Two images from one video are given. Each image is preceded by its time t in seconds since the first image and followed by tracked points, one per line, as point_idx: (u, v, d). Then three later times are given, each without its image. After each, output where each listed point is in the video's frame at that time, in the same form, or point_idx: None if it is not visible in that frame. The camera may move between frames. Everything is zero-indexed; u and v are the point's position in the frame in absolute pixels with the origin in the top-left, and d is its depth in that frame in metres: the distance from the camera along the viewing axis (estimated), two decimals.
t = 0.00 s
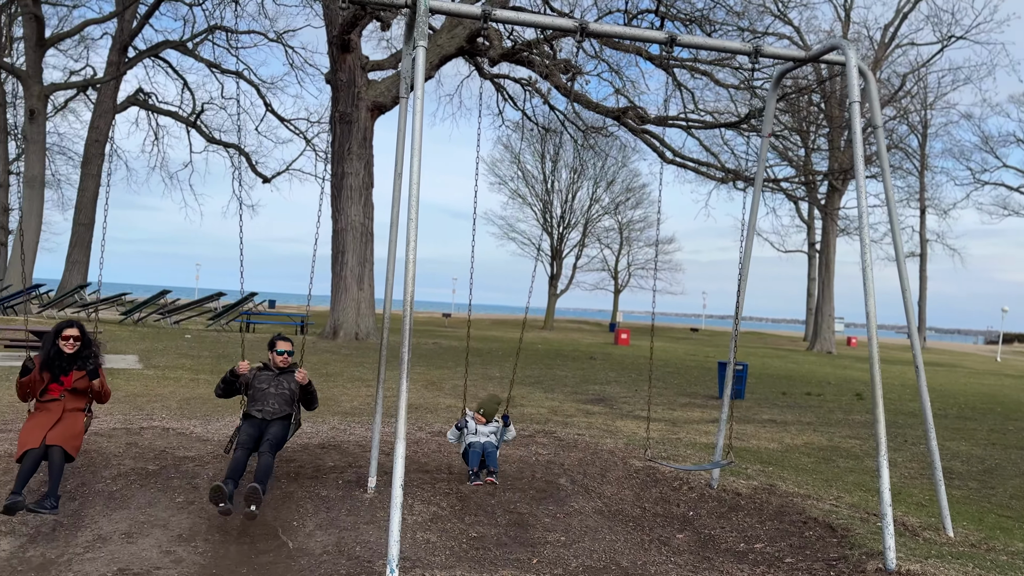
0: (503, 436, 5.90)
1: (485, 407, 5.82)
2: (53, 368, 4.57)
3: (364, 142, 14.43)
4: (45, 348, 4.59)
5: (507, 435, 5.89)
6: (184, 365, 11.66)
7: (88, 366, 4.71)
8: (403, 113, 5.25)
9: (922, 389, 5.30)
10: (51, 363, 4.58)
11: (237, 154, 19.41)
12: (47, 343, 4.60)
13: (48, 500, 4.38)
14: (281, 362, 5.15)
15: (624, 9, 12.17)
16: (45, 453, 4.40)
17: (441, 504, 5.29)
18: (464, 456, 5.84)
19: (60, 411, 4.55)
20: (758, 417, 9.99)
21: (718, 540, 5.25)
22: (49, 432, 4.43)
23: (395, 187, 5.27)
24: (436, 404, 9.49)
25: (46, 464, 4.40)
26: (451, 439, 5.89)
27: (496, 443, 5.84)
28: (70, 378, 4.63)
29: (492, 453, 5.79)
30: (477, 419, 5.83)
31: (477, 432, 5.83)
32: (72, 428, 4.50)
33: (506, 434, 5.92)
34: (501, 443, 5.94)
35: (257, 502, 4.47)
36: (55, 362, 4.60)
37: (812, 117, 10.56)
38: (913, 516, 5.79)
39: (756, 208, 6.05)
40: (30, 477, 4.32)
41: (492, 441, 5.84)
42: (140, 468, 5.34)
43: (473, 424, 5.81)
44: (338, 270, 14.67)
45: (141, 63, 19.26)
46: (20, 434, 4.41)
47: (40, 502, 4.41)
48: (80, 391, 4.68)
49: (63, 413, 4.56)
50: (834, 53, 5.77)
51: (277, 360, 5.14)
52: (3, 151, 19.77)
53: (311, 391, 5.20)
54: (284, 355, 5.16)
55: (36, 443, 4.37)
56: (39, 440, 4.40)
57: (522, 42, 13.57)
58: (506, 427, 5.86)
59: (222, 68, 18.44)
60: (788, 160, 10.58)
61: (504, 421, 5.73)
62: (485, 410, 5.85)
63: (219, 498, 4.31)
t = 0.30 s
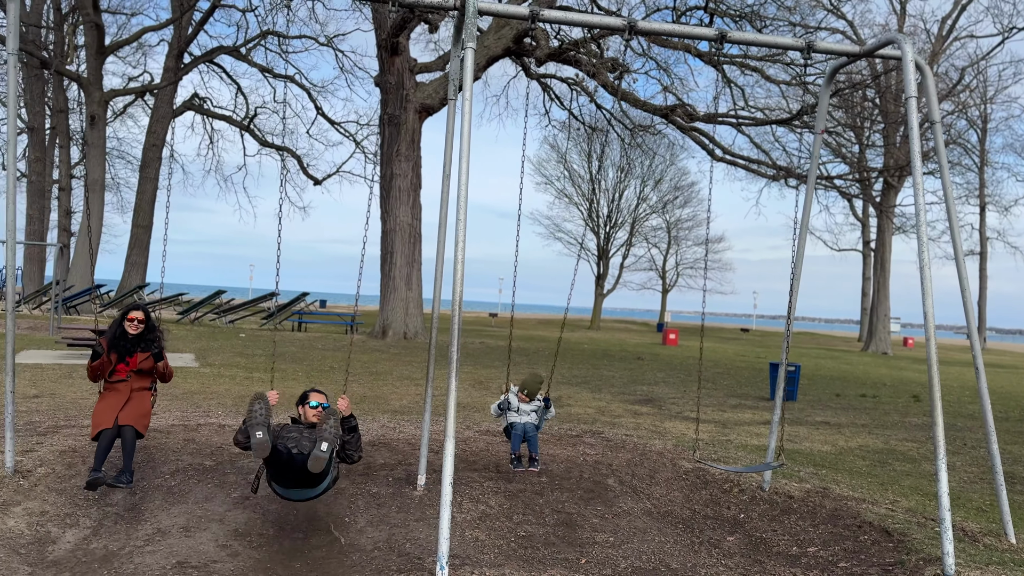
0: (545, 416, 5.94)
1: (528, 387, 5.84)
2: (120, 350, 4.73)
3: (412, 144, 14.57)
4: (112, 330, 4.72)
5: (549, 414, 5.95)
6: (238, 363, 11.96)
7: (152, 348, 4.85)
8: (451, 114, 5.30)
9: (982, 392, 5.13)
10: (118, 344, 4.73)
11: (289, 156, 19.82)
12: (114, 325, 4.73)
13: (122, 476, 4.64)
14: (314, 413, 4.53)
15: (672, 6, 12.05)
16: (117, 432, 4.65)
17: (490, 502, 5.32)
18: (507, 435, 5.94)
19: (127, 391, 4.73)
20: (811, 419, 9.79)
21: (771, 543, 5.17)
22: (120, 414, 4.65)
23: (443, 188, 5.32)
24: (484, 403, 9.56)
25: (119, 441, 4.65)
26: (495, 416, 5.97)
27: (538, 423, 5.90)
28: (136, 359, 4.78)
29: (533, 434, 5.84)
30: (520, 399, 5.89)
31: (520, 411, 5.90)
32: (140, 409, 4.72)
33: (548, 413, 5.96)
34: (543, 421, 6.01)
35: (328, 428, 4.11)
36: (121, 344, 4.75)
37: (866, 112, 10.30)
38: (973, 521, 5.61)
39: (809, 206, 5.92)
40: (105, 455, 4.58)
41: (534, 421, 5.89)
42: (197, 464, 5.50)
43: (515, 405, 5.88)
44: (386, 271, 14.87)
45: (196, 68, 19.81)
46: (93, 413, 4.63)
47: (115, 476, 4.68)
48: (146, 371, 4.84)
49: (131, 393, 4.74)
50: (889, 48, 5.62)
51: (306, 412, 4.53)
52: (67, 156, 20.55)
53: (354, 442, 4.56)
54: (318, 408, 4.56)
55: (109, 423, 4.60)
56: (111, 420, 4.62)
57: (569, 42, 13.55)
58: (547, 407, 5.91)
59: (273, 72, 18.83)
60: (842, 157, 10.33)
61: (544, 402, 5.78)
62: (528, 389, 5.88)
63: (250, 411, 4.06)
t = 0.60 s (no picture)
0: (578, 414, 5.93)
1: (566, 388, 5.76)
2: (158, 354, 4.80)
3: (445, 145, 14.67)
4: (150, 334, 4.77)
5: (582, 411, 5.93)
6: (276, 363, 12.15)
7: (190, 350, 4.92)
8: (484, 114, 5.33)
9: None
10: (156, 349, 4.80)
11: (324, 158, 20.06)
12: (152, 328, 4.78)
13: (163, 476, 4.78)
14: (334, 367, 4.34)
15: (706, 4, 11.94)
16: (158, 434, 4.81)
17: (523, 502, 5.34)
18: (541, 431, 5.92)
19: (167, 394, 4.85)
20: (849, 420, 9.63)
21: (808, 545, 5.10)
22: (160, 416, 4.80)
23: (476, 189, 5.36)
24: (517, 403, 9.59)
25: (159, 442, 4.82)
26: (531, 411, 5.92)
27: (571, 421, 5.89)
28: (174, 362, 4.86)
29: (567, 434, 5.84)
30: (556, 397, 5.85)
31: (555, 409, 5.87)
32: (179, 412, 4.86)
33: (580, 411, 5.95)
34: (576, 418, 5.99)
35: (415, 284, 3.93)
36: (159, 347, 4.81)
37: (906, 108, 10.09)
38: (1019, 526, 5.46)
39: (847, 205, 5.83)
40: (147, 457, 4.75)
41: (569, 419, 5.89)
42: (236, 461, 5.60)
43: (551, 403, 5.84)
44: (420, 271, 14.97)
45: (234, 72, 20.17)
46: (134, 415, 4.78)
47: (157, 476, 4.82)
48: (184, 373, 4.93)
49: (170, 396, 4.86)
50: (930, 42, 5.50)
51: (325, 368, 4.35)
52: (110, 159, 21.07)
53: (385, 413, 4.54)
54: (337, 364, 4.37)
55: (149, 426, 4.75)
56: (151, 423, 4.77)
57: (602, 40, 13.51)
58: (580, 406, 5.89)
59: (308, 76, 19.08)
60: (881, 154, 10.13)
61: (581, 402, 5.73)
62: (564, 387, 5.84)
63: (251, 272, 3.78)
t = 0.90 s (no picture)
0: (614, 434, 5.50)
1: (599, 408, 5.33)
2: (177, 374, 4.63)
3: (469, 145, 14.70)
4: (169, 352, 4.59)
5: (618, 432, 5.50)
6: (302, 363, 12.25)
7: (211, 371, 4.70)
8: (509, 113, 5.32)
9: None
10: (174, 369, 4.62)
11: (349, 159, 20.21)
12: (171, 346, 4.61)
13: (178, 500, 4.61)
14: (359, 267, 4.14)
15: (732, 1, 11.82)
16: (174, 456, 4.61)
17: (549, 502, 5.32)
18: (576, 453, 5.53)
19: (185, 415, 4.68)
20: (880, 421, 9.46)
21: (838, 548, 5.02)
22: (177, 437, 4.60)
23: (501, 188, 5.35)
24: (542, 403, 9.57)
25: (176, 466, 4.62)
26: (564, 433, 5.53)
27: (606, 441, 5.49)
28: (194, 383, 4.67)
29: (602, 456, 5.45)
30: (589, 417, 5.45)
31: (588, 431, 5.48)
32: (196, 434, 4.65)
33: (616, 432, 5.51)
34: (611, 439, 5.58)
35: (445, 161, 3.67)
36: (178, 367, 4.63)
37: (937, 104, 9.90)
38: None
39: (877, 203, 5.72)
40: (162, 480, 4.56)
41: (603, 440, 5.47)
42: (263, 461, 5.65)
43: (583, 422, 5.45)
44: (445, 271, 15.01)
45: (260, 75, 20.37)
46: (150, 437, 4.60)
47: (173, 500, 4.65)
48: (204, 394, 4.73)
49: (188, 418, 4.68)
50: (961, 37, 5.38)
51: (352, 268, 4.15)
52: (139, 162, 21.39)
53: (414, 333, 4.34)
54: (363, 264, 4.17)
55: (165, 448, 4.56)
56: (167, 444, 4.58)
57: (627, 39, 13.45)
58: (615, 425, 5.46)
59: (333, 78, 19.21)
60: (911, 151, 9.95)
61: (616, 421, 5.33)
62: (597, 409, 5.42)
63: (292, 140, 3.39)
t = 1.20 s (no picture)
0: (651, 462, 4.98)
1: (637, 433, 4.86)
2: (182, 397, 4.27)
3: (487, 146, 14.72)
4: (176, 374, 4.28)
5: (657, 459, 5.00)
6: (322, 364, 12.33)
7: (219, 394, 4.32)
8: (527, 114, 5.32)
9: None
10: (180, 392, 4.27)
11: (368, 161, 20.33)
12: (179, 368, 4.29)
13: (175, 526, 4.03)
14: (388, 233, 4.16)
15: None
16: (174, 480, 4.14)
17: (569, 504, 5.30)
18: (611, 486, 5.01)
19: (188, 439, 4.24)
20: (904, 422, 9.33)
21: (861, 550, 4.96)
22: (177, 459, 4.17)
23: (519, 190, 5.35)
24: (562, 404, 9.55)
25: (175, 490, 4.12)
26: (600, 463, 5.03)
27: (643, 470, 4.97)
28: (201, 407, 4.29)
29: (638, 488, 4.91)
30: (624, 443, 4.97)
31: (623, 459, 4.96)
32: (198, 458, 4.19)
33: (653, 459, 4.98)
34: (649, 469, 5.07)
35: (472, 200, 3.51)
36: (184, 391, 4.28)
37: (962, 100, 9.75)
38: None
39: (900, 202, 5.64)
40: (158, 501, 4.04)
41: (641, 468, 4.98)
42: (285, 461, 5.70)
43: (618, 448, 4.97)
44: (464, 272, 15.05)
45: (280, 78, 20.54)
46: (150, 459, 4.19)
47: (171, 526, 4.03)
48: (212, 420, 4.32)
49: (192, 442, 4.24)
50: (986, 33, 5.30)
51: (380, 235, 4.17)
52: (162, 166, 21.65)
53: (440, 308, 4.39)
54: (392, 231, 4.19)
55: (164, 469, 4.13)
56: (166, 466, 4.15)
57: (646, 38, 13.39)
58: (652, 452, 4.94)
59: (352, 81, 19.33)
60: (935, 149, 9.80)
61: (654, 445, 4.86)
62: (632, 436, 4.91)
63: (316, 169, 3.27)
